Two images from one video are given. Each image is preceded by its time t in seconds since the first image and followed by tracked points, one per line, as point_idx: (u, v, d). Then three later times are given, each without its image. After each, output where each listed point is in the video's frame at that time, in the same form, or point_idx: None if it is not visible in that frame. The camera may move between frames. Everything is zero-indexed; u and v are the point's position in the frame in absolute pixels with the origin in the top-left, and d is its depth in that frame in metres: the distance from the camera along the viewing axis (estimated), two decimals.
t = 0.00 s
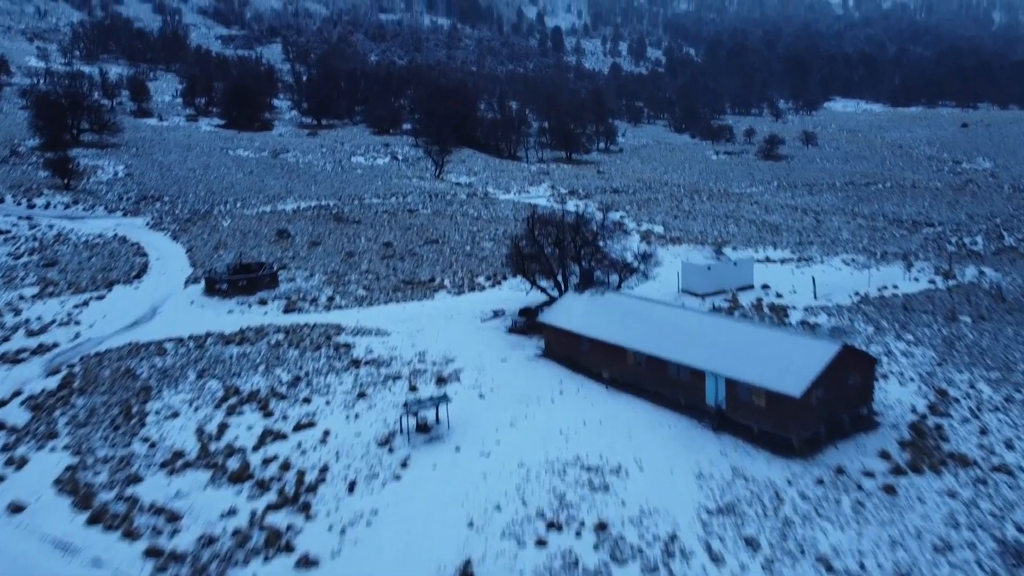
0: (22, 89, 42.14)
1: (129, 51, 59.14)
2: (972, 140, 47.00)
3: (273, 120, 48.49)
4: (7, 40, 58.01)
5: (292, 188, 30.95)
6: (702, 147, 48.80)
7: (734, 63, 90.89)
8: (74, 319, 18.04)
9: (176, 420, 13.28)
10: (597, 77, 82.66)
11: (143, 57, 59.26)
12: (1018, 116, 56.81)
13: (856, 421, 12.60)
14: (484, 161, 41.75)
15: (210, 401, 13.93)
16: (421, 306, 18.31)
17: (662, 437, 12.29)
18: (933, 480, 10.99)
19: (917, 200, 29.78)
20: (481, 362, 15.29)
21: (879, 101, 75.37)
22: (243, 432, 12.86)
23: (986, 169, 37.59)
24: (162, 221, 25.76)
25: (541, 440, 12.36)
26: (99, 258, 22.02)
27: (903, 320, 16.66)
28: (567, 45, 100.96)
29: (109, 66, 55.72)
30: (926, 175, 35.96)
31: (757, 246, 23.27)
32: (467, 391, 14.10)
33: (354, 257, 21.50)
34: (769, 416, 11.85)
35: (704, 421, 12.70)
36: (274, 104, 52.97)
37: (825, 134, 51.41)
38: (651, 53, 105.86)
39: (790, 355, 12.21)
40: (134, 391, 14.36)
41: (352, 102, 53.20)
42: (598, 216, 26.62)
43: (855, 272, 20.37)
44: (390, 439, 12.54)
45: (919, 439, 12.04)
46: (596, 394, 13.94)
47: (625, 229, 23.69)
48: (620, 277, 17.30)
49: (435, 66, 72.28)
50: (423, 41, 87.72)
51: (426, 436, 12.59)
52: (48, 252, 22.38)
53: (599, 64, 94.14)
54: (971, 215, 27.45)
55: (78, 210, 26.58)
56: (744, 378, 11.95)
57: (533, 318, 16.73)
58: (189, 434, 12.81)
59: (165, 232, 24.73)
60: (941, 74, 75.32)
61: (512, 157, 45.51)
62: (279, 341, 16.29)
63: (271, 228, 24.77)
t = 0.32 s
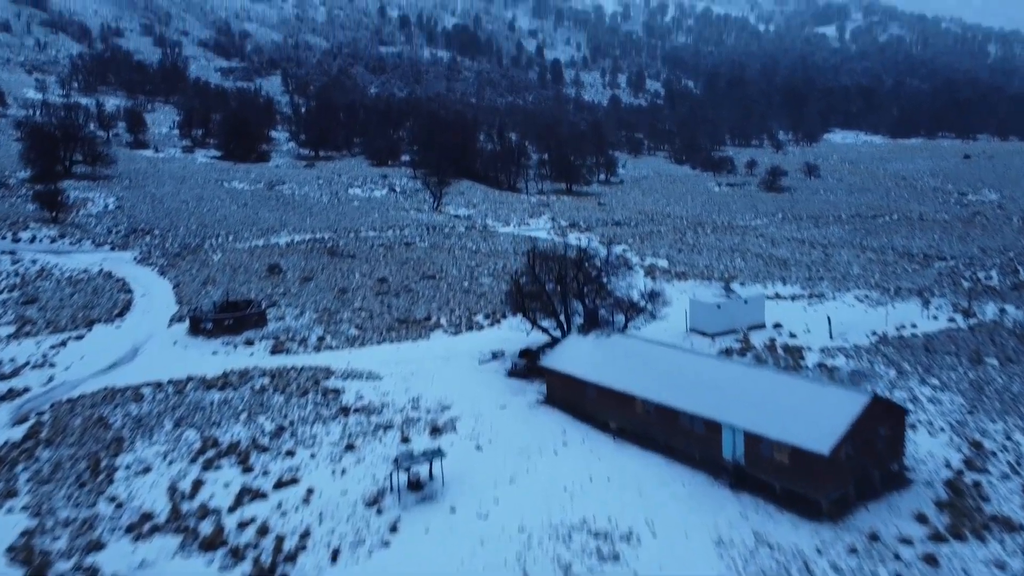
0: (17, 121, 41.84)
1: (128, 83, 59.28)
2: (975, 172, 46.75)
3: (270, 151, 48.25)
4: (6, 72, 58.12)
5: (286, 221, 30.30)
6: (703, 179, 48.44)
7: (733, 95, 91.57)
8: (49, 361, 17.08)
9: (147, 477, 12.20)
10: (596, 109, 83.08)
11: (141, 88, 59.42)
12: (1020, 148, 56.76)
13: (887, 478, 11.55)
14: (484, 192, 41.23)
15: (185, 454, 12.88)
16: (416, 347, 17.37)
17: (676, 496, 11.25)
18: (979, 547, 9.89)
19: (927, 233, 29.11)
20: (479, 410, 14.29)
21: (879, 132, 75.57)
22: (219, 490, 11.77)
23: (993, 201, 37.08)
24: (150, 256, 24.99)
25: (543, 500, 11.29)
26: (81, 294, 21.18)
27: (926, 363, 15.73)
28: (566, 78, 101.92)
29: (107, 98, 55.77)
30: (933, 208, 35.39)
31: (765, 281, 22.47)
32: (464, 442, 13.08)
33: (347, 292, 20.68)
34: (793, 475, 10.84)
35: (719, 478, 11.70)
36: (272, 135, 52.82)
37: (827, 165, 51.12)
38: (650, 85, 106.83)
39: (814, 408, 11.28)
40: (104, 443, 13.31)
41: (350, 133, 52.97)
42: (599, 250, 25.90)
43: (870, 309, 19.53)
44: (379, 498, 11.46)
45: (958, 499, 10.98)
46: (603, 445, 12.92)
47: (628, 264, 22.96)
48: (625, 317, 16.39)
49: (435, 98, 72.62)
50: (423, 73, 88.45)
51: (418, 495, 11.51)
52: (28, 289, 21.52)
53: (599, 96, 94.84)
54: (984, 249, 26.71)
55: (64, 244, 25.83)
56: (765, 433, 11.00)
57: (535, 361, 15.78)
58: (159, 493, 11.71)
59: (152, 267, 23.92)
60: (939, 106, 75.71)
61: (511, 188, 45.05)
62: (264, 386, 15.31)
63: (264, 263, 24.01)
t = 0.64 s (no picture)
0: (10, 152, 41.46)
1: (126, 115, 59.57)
2: (979, 205, 46.50)
3: (267, 183, 48.07)
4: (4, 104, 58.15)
5: (279, 255, 29.65)
6: (704, 210, 48.06)
7: (732, 126, 92.19)
8: (20, 405, 16.02)
9: (111, 539, 10.97)
10: (595, 141, 83.38)
11: (139, 121, 59.80)
12: (1023, 180, 56.67)
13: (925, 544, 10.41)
14: (483, 225, 40.64)
15: (154, 513, 11.69)
16: (410, 391, 16.35)
17: (692, 560, 10.14)
18: None
19: (937, 268, 28.47)
20: (476, 462, 13.24)
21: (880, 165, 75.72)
22: (189, 555, 10.56)
23: (1001, 234, 36.56)
24: (136, 291, 24.16)
25: (547, 567, 10.13)
26: (61, 332, 20.27)
27: (954, 409, 14.70)
28: (565, 110, 102.76)
29: (105, 130, 55.86)
30: (942, 241, 34.81)
31: (775, 318, 21.62)
32: (459, 499, 11.99)
33: (339, 330, 19.80)
34: (822, 541, 9.76)
35: (739, 542, 10.62)
36: (269, 167, 52.66)
37: (830, 197, 50.79)
38: (648, 117, 107.64)
39: (844, 467, 10.27)
40: (68, 499, 12.11)
41: (347, 165, 52.85)
42: (601, 286, 25.18)
43: (888, 348, 18.61)
44: (365, 565, 10.26)
45: (1008, 567, 9.82)
46: (610, 503, 11.85)
47: (632, 300, 22.19)
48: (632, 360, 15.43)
49: (434, 130, 72.86)
50: (422, 105, 89.10)
51: (408, 560, 10.33)
52: (6, 326, 20.59)
53: (598, 128, 95.45)
54: (999, 284, 25.90)
55: (48, 279, 25.06)
56: (791, 493, 9.98)
57: (537, 407, 14.80)
58: (122, 558, 10.48)
59: (138, 303, 23.05)
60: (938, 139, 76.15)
61: (510, 221, 44.47)
62: (246, 435, 14.25)
63: (254, 299, 23.20)
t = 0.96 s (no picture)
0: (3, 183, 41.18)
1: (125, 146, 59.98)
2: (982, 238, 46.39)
3: (263, 214, 48.31)
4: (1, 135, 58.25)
5: (272, 288, 29.13)
6: (706, 242, 47.72)
7: (732, 158, 92.67)
8: None
9: None
10: (595, 172, 83.65)
11: (137, 151, 60.61)
12: None
13: None
14: (482, 257, 40.14)
15: None
16: (403, 436, 15.34)
17: None
18: None
19: (948, 301, 27.85)
20: (473, 518, 12.15)
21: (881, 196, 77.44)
22: None
23: (1010, 267, 36.28)
24: (121, 326, 23.31)
25: None
26: (39, 370, 19.29)
27: (987, 457, 13.67)
28: (565, 141, 103.52)
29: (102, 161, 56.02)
30: (950, 275, 34.40)
31: (786, 355, 20.74)
32: (456, 561, 10.83)
33: (330, 368, 18.88)
34: None
35: None
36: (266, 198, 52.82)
37: (834, 229, 50.76)
38: (648, 148, 108.42)
39: (880, 529, 9.39)
40: (25, 561, 10.77)
41: (345, 196, 52.88)
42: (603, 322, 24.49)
43: (907, 389, 17.67)
44: None
45: None
46: (620, 565, 10.72)
47: (636, 336, 21.44)
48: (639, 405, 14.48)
49: (433, 162, 73.09)
50: (422, 137, 89.63)
51: None
52: None
53: (597, 159, 96.00)
54: (1014, 319, 25.18)
55: (31, 313, 24.24)
56: (824, 557, 9.02)
57: (538, 456, 13.83)
58: None
59: (122, 339, 22.14)
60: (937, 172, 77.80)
61: (510, 252, 43.92)
62: (225, 486, 13.15)
63: (244, 335, 22.34)
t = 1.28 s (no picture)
0: None
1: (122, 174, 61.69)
2: (987, 268, 46.19)
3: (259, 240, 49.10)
4: None
5: (265, 318, 28.81)
6: (709, 270, 47.41)
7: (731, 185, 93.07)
8: None
9: None
10: (594, 199, 83.82)
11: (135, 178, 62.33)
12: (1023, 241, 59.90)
13: None
14: (482, 284, 39.68)
15: None
16: (397, 478, 14.41)
17: None
18: None
19: (961, 331, 27.28)
20: (472, 571, 11.17)
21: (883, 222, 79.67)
22: None
23: (1018, 296, 36.40)
24: (106, 358, 22.52)
25: None
26: (17, 405, 18.43)
27: (1020, 502, 12.76)
28: (564, 168, 103.92)
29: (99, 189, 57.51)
30: (959, 304, 34.13)
31: (796, 389, 19.95)
32: None
33: (321, 404, 18.01)
34: None
35: None
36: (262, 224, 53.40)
37: (839, 259, 51.40)
38: (647, 175, 108.98)
39: None
40: None
41: (342, 222, 52.73)
42: (605, 354, 23.83)
43: (928, 425, 16.80)
44: None
45: None
46: None
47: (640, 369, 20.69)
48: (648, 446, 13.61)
49: (432, 188, 73.10)
50: (421, 163, 89.94)
51: None
52: None
53: (597, 186, 96.29)
54: None
55: (14, 343, 23.54)
56: None
57: (540, 500, 12.91)
58: None
59: (107, 371, 21.29)
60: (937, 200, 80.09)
61: (509, 280, 43.34)
62: (204, 535, 12.17)
63: (233, 367, 21.54)
